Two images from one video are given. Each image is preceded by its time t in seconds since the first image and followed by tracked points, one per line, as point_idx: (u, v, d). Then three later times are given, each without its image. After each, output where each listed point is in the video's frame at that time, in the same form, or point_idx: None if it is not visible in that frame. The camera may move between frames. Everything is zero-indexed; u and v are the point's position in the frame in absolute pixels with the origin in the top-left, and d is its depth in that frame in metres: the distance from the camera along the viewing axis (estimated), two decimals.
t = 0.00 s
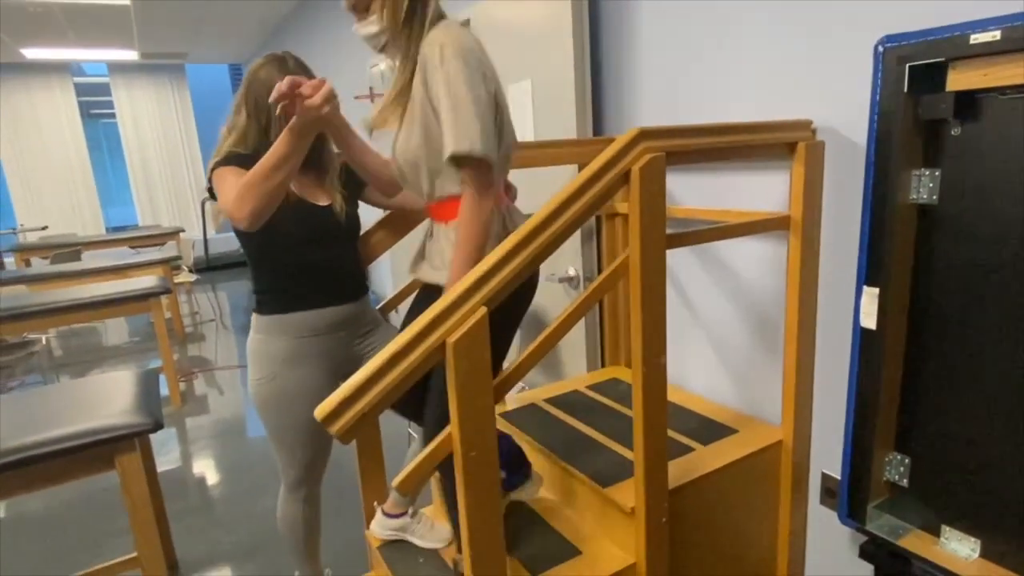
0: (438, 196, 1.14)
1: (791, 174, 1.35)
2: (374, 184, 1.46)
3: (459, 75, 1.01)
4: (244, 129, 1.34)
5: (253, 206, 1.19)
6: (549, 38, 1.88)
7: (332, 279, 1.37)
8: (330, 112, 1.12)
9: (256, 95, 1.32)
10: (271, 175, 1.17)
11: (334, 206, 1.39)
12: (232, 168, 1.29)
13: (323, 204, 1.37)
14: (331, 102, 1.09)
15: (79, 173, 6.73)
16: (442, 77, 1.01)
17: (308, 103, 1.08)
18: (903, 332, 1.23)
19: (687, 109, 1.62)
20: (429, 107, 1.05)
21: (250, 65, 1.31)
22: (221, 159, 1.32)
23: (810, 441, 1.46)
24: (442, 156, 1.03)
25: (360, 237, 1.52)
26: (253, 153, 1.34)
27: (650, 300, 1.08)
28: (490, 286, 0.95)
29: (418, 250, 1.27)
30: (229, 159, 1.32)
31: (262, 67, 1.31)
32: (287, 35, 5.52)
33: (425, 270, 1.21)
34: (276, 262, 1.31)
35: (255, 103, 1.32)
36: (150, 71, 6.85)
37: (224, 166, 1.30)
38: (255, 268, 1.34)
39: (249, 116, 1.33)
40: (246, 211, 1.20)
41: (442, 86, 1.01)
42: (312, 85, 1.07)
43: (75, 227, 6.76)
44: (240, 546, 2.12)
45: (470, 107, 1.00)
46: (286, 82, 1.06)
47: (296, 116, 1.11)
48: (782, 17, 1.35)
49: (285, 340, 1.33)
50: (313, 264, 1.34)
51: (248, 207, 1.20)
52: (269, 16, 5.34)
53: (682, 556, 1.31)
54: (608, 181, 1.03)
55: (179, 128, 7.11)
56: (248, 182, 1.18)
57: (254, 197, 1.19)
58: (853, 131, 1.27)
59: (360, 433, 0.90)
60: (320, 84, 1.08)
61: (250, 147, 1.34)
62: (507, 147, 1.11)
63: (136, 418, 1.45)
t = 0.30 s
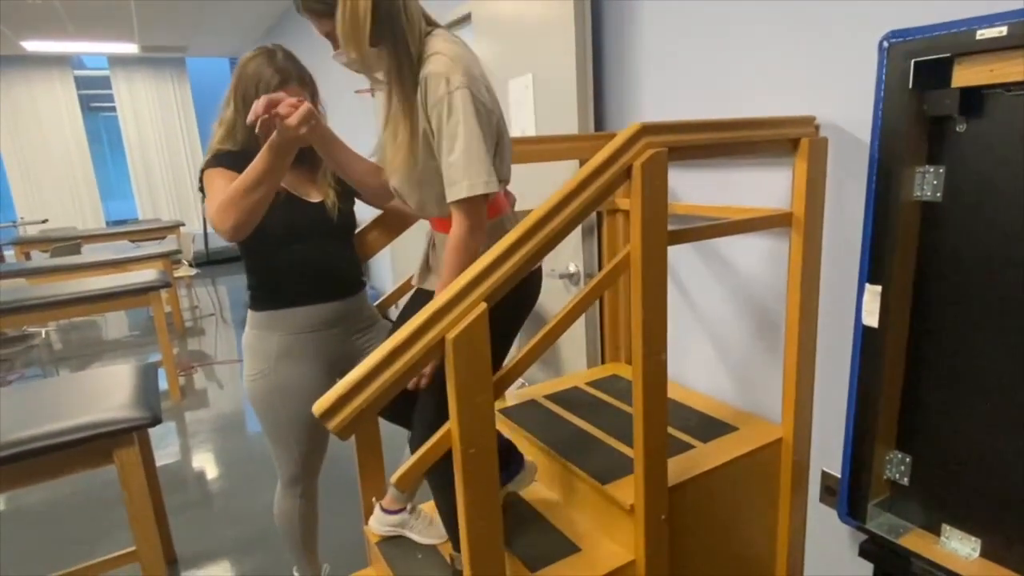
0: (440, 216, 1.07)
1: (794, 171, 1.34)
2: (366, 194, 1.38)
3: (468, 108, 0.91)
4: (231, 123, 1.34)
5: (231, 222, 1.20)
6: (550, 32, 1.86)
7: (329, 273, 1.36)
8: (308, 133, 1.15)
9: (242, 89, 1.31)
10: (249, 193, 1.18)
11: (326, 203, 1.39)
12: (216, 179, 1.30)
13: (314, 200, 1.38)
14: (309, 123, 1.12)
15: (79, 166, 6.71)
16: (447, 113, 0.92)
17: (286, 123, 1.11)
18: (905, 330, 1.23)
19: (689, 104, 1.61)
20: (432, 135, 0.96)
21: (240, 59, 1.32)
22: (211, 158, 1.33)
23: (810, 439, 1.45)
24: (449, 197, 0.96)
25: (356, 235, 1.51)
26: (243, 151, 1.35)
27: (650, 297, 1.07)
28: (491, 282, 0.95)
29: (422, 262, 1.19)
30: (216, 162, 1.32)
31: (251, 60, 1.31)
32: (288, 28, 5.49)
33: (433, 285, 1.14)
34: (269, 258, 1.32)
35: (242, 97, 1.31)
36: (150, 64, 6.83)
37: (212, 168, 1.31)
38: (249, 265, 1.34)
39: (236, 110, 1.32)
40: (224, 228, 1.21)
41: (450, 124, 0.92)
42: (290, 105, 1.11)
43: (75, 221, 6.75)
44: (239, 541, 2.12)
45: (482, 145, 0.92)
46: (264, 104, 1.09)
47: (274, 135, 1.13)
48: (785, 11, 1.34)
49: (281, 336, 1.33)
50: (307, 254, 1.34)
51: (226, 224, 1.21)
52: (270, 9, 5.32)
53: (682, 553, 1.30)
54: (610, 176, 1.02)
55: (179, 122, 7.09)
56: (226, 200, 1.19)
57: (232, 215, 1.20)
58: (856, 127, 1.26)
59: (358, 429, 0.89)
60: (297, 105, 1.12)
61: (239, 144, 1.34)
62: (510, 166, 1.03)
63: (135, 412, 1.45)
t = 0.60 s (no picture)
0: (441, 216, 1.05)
1: (797, 170, 1.33)
2: (366, 194, 1.38)
3: (468, 109, 0.91)
4: (224, 120, 1.33)
5: (228, 220, 1.20)
6: (554, 30, 1.86)
7: (329, 272, 1.37)
8: (300, 130, 1.15)
9: (235, 85, 1.30)
10: (244, 189, 1.18)
11: (322, 202, 1.38)
12: (212, 179, 1.30)
13: (311, 200, 1.38)
14: (299, 120, 1.13)
15: (81, 164, 6.72)
16: (446, 111, 0.91)
17: (277, 119, 1.11)
18: (908, 331, 1.22)
19: (693, 103, 1.60)
20: (432, 135, 0.95)
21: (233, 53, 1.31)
22: (207, 157, 1.33)
23: (813, 439, 1.45)
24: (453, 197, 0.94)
25: (354, 236, 1.50)
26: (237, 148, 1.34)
27: (653, 297, 1.07)
28: (494, 280, 0.94)
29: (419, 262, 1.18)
30: (213, 163, 1.32)
31: (244, 55, 1.30)
32: (291, 26, 5.48)
33: (433, 285, 1.13)
34: (269, 258, 1.31)
35: (235, 92, 1.31)
36: (152, 62, 6.83)
37: (209, 169, 1.31)
38: (247, 264, 1.33)
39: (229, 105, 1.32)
40: (221, 225, 1.21)
41: (449, 121, 0.91)
42: (280, 102, 1.12)
43: (77, 218, 6.76)
44: (239, 539, 2.12)
45: (483, 142, 0.92)
46: (255, 100, 1.11)
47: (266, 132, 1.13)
48: (790, 10, 1.33)
49: (281, 334, 1.32)
50: (307, 254, 1.34)
51: (222, 221, 1.20)
52: (272, 8, 5.31)
53: (684, 554, 1.30)
54: (612, 176, 1.02)
55: (181, 120, 7.08)
56: (221, 198, 1.19)
57: (228, 212, 1.20)
58: (860, 127, 1.26)
59: (359, 427, 0.89)
60: (288, 101, 1.12)
61: (233, 141, 1.34)
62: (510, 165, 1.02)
63: (136, 410, 1.44)
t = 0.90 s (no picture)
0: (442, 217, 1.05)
1: (801, 172, 1.33)
2: (365, 195, 1.37)
3: (467, 109, 0.90)
4: (219, 119, 1.33)
5: (227, 220, 1.20)
6: (557, 32, 1.85)
7: (331, 271, 1.37)
8: (300, 129, 1.14)
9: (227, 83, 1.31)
10: (244, 190, 1.18)
11: (321, 200, 1.38)
12: (211, 180, 1.30)
13: (309, 199, 1.38)
14: (299, 120, 1.12)
15: (85, 164, 6.73)
16: (446, 111, 0.91)
17: (276, 119, 1.11)
18: (912, 333, 1.22)
19: (697, 105, 1.60)
20: (432, 136, 0.95)
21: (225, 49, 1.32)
22: (204, 159, 1.34)
23: (816, 442, 1.44)
24: (454, 198, 0.94)
25: (355, 238, 1.50)
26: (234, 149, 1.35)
27: (657, 299, 1.07)
28: (498, 281, 0.94)
29: (420, 264, 1.18)
30: (212, 164, 1.32)
31: (235, 49, 1.31)
32: (294, 27, 5.49)
33: (434, 288, 1.13)
34: (271, 259, 1.31)
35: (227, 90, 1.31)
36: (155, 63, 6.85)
37: (208, 170, 1.31)
38: (248, 265, 1.33)
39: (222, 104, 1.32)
40: (220, 227, 1.21)
41: (450, 122, 0.91)
42: (279, 102, 1.11)
43: (79, 219, 6.77)
44: (241, 540, 2.12)
45: (483, 142, 0.91)
46: (253, 100, 1.10)
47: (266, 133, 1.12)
48: (794, 11, 1.33)
49: (283, 334, 1.33)
50: (308, 256, 1.34)
51: (221, 222, 1.20)
52: (275, 9, 5.32)
53: (686, 556, 1.30)
54: (616, 177, 1.02)
55: (184, 121, 7.09)
56: (221, 199, 1.19)
57: (228, 213, 1.19)
58: (865, 129, 1.25)
59: (363, 428, 0.89)
60: (287, 101, 1.12)
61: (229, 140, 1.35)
62: (512, 166, 1.02)
63: (139, 410, 1.45)
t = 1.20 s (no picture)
0: (445, 220, 1.06)
1: (805, 175, 1.33)
2: (366, 200, 1.37)
3: (470, 111, 0.90)
4: (225, 109, 1.34)
5: (232, 228, 1.20)
6: (561, 35, 1.86)
7: (332, 273, 1.37)
8: (302, 131, 1.14)
9: (237, 71, 1.30)
10: (247, 197, 1.18)
11: (324, 199, 1.39)
12: (215, 185, 1.31)
13: (312, 199, 1.38)
14: (299, 122, 1.12)
15: (89, 165, 6.76)
16: (450, 114, 0.91)
17: (277, 122, 1.11)
18: (917, 338, 1.21)
19: (700, 109, 1.60)
20: (436, 138, 0.95)
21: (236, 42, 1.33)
22: (206, 161, 1.34)
23: (819, 447, 1.44)
24: (458, 201, 0.94)
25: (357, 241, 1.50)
26: (235, 151, 1.35)
27: (660, 302, 1.06)
28: (500, 284, 0.94)
29: (423, 268, 1.18)
30: (215, 167, 1.33)
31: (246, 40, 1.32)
32: (298, 29, 5.51)
33: (438, 292, 1.14)
34: (273, 263, 1.32)
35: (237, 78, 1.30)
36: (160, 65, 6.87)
37: (212, 174, 1.31)
38: (250, 268, 1.34)
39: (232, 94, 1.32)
40: (225, 234, 1.21)
41: (454, 124, 0.91)
42: (279, 105, 1.11)
43: (83, 219, 6.79)
44: (242, 541, 2.12)
45: (487, 145, 0.91)
46: (252, 104, 1.09)
47: (268, 136, 1.13)
48: (798, 15, 1.33)
49: (286, 336, 1.33)
50: (309, 258, 1.34)
51: (225, 229, 1.21)
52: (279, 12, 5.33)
53: (688, 560, 1.29)
54: (620, 180, 1.02)
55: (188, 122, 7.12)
56: (225, 206, 1.19)
57: (232, 220, 1.20)
58: (869, 132, 1.25)
59: (365, 431, 0.88)
60: (287, 103, 1.11)
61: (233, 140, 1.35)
62: (516, 169, 1.02)
63: (141, 411, 1.45)
